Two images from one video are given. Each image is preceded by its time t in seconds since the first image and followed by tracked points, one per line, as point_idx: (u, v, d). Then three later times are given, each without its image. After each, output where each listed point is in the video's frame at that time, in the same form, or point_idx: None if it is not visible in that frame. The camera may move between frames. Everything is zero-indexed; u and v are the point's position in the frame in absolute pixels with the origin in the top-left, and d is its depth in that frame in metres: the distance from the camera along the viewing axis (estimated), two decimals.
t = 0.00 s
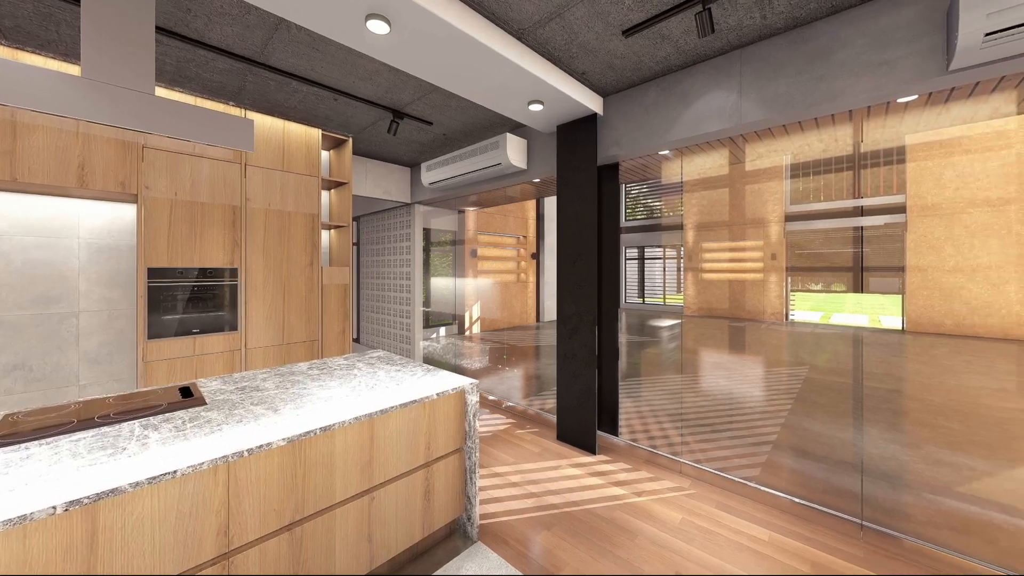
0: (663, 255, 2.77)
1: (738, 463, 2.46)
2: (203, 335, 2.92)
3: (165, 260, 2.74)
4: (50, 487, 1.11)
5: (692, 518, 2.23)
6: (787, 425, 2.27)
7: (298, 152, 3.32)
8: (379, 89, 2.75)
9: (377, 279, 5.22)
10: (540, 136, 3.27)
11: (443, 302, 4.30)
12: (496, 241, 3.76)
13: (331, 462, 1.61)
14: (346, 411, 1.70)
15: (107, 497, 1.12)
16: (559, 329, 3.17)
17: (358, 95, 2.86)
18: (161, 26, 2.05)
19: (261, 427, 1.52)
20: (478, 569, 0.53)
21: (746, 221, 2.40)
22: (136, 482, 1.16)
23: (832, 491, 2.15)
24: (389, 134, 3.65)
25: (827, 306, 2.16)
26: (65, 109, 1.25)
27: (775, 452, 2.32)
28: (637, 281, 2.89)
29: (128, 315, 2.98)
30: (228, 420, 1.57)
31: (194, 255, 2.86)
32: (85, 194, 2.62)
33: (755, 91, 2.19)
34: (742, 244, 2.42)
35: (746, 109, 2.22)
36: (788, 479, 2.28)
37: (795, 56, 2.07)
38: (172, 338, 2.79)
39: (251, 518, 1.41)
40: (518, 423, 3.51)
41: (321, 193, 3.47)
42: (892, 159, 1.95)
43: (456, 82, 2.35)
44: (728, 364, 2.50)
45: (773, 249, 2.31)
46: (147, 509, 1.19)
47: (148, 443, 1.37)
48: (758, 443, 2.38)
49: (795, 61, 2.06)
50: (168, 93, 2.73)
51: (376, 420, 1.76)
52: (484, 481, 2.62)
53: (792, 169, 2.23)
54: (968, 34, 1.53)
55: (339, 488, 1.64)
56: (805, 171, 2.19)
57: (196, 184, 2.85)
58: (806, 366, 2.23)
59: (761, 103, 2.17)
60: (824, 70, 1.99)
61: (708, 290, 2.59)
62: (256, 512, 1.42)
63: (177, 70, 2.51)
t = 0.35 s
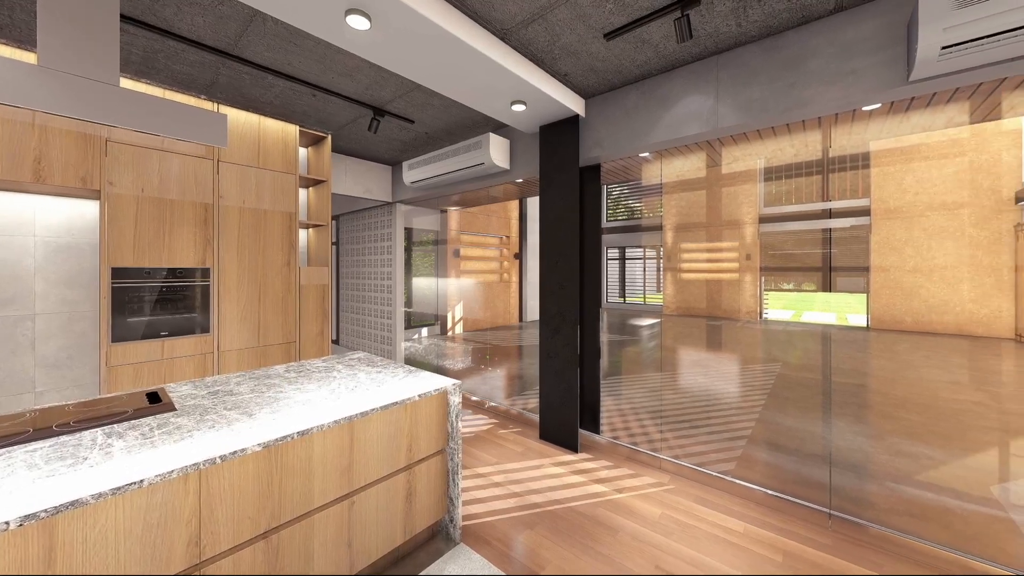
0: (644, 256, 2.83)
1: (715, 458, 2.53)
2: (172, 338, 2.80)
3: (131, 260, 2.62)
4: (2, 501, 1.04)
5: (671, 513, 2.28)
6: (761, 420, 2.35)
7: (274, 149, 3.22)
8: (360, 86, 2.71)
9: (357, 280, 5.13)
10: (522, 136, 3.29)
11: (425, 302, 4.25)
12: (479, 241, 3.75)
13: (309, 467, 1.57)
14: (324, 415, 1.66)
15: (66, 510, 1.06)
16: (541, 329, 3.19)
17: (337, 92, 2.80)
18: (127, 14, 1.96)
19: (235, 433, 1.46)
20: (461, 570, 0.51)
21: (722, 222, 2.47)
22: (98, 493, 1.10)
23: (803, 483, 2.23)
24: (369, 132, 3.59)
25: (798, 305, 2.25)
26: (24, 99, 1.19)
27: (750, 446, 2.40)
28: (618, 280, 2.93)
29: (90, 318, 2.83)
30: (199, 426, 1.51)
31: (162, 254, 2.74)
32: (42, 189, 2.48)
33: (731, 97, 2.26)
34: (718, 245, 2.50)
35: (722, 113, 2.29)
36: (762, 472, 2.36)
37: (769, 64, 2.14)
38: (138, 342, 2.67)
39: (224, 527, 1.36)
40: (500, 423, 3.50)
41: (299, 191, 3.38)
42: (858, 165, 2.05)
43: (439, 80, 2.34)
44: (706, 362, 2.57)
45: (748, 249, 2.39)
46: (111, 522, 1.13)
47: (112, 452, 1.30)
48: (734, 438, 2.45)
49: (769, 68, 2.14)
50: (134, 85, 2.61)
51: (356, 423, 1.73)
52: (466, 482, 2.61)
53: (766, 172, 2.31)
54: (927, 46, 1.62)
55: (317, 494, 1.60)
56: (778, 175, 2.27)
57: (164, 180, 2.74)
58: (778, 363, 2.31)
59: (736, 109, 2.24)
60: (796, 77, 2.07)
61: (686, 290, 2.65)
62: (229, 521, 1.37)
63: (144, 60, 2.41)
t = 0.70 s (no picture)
0: (625, 256, 2.87)
1: (694, 453, 2.59)
2: (138, 341, 2.68)
3: (92, 260, 2.48)
4: None
5: (651, 508, 2.32)
6: (737, 415, 2.43)
7: (249, 145, 3.12)
8: (339, 82, 2.65)
9: (336, 280, 5.02)
10: (505, 136, 3.29)
11: (407, 303, 4.20)
12: (462, 241, 3.73)
13: (285, 473, 1.53)
14: (302, 419, 1.61)
15: (20, 526, 1.00)
16: (524, 329, 3.19)
17: (315, 87, 2.74)
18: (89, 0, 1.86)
19: (207, 439, 1.41)
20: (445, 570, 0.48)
21: (699, 224, 2.54)
22: (56, 507, 1.04)
23: (776, 475, 2.32)
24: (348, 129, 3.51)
25: (771, 303, 2.33)
26: None
27: (727, 441, 2.47)
28: (599, 280, 2.97)
29: (47, 321, 2.67)
30: (168, 432, 1.45)
31: (126, 253, 2.61)
32: None
33: (708, 102, 2.33)
34: (696, 245, 2.56)
35: (700, 117, 2.35)
36: (738, 466, 2.43)
37: (744, 70, 2.21)
38: (101, 346, 2.54)
39: (194, 537, 1.31)
40: (483, 423, 3.49)
41: (275, 189, 3.28)
42: (827, 169, 2.14)
43: (420, 78, 2.31)
44: (684, 360, 2.63)
45: (724, 250, 2.46)
46: (70, 536, 1.07)
47: (71, 463, 1.23)
48: (712, 434, 2.51)
49: (744, 74, 2.21)
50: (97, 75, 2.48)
51: (335, 427, 1.69)
52: (449, 484, 2.59)
53: (741, 175, 2.39)
54: (889, 58, 1.71)
55: (295, 499, 1.56)
56: (753, 178, 2.35)
57: (130, 176, 2.61)
58: (753, 360, 2.39)
59: (713, 113, 2.31)
60: (770, 84, 2.14)
61: (665, 289, 2.71)
62: (200, 531, 1.32)
63: (108, 49, 2.29)
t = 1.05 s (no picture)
0: (606, 256, 2.91)
1: (673, 449, 2.65)
2: (101, 345, 2.55)
3: (49, 259, 2.34)
4: None
5: (632, 504, 2.36)
6: (714, 411, 2.50)
7: (221, 140, 3.01)
8: (317, 77, 2.59)
9: (314, 280, 4.90)
10: (487, 136, 3.28)
11: (388, 303, 4.15)
12: (444, 241, 3.71)
13: (261, 479, 1.48)
14: (279, 423, 1.56)
15: None
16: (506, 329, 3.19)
17: (292, 82, 2.67)
18: None
19: (177, 446, 1.35)
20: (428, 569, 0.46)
21: (678, 225, 2.60)
22: (10, 522, 0.97)
23: (751, 469, 2.39)
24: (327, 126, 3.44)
25: (746, 302, 2.41)
26: None
27: (704, 436, 2.54)
28: (581, 280, 3.00)
29: None
30: (134, 441, 1.38)
31: (87, 252, 2.47)
32: None
33: (686, 106, 2.39)
34: (675, 246, 2.62)
35: (678, 121, 2.41)
36: (715, 461, 2.50)
37: (720, 76, 2.28)
38: (60, 350, 2.40)
39: (163, 548, 1.25)
40: (465, 424, 3.47)
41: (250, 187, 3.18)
42: (798, 173, 2.23)
43: (402, 76, 2.28)
44: (664, 358, 2.69)
45: (702, 251, 2.53)
46: (25, 553, 1.00)
47: (26, 475, 1.15)
48: (691, 430, 2.57)
49: (721, 80, 2.27)
50: (56, 64, 2.35)
51: (313, 430, 1.64)
52: (431, 486, 2.56)
53: (718, 177, 2.46)
54: (855, 67, 1.80)
55: (271, 506, 1.52)
56: (729, 180, 2.42)
57: (92, 171, 2.47)
58: (729, 357, 2.46)
59: (691, 117, 2.37)
60: (745, 90, 2.21)
61: (645, 289, 2.76)
62: (169, 542, 1.27)
63: (68, 37, 2.17)
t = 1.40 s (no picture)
0: (588, 256, 2.94)
1: (653, 446, 2.70)
2: (59, 349, 2.41)
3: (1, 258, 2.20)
4: None
5: (613, 501, 2.40)
6: (692, 408, 2.56)
7: (192, 134, 2.89)
8: (293, 72, 2.52)
9: (290, 280, 4.77)
10: (470, 135, 3.27)
11: (369, 303, 4.08)
12: (427, 241, 3.68)
13: (235, 487, 1.43)
14: (255, 428, 1.51)
15: None
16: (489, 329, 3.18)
17: (268, 77, 2.59)
18: None
19: (144, 455, 1.28)
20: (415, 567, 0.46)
21: (658, 226, 2.66)
22: None
23: (727, 463, 2.46)
24: (304, 122, 3.35)
25: (722, 302, 2.48)
26: None
27: (683, 433, 2.60)
28: (564, 280, 3.02)
29: None
30: (97, 450, 1.30)
31: (43, 251, 2.33)
32: None
33: (666, 109, 2.44)
34: (655, 246, 2.67)
35: (658, 124, 2.46)
36: (693, 456, 2.57)
37: (698, 81, 2.34)
38: (15, 355, 2.27)
39: (130, 562, 1.19)
40: (448, 425, 3.45)
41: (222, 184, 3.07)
42: (771, 176, 2.31)
43: (383, 73, 2.25)
44: (644, 357, 2.74)
45: (681, 251, 2.59)
46: None
47: None
48: (670, 426, 2.63)
49: (699, 85, 2.34)
50: (10, 51, 2.21)
51: (291, 435, 1.60)
52: (413, 488, 2.53)
53: (696, 180, 2.52)
54: (825, 76, 1.88)
55: (245, 515, 1.47)
56: (706, 183, 2.49)
57: (49, 164, 2.33)
58: (706, 355, 2.53)
59: (670, 120, 2.42)
60: (722, 95, 2.28)
61: (626, 289, 2.81)
62: (136, 555, 1.21)
63: (24, 23, 2.05)
